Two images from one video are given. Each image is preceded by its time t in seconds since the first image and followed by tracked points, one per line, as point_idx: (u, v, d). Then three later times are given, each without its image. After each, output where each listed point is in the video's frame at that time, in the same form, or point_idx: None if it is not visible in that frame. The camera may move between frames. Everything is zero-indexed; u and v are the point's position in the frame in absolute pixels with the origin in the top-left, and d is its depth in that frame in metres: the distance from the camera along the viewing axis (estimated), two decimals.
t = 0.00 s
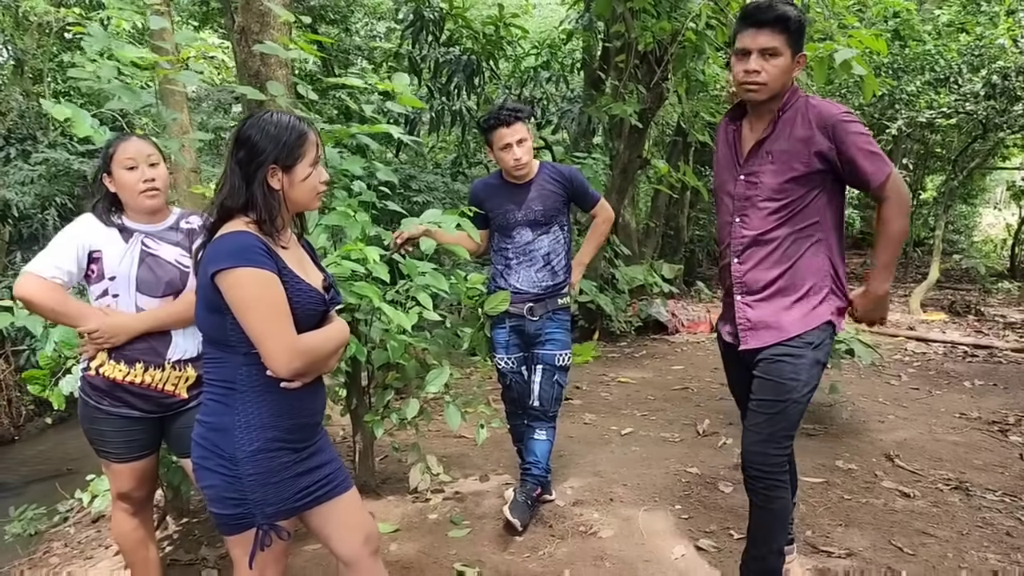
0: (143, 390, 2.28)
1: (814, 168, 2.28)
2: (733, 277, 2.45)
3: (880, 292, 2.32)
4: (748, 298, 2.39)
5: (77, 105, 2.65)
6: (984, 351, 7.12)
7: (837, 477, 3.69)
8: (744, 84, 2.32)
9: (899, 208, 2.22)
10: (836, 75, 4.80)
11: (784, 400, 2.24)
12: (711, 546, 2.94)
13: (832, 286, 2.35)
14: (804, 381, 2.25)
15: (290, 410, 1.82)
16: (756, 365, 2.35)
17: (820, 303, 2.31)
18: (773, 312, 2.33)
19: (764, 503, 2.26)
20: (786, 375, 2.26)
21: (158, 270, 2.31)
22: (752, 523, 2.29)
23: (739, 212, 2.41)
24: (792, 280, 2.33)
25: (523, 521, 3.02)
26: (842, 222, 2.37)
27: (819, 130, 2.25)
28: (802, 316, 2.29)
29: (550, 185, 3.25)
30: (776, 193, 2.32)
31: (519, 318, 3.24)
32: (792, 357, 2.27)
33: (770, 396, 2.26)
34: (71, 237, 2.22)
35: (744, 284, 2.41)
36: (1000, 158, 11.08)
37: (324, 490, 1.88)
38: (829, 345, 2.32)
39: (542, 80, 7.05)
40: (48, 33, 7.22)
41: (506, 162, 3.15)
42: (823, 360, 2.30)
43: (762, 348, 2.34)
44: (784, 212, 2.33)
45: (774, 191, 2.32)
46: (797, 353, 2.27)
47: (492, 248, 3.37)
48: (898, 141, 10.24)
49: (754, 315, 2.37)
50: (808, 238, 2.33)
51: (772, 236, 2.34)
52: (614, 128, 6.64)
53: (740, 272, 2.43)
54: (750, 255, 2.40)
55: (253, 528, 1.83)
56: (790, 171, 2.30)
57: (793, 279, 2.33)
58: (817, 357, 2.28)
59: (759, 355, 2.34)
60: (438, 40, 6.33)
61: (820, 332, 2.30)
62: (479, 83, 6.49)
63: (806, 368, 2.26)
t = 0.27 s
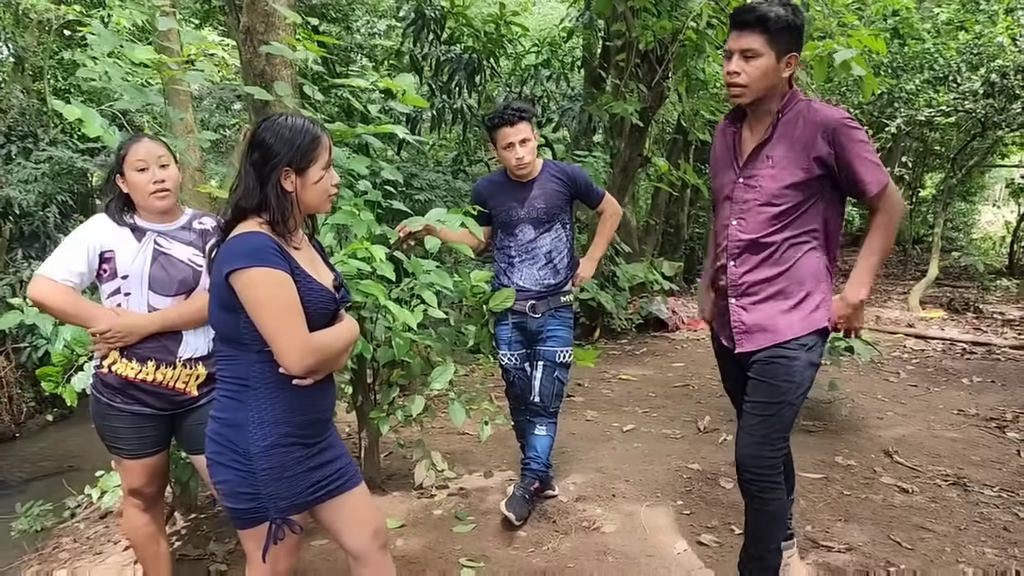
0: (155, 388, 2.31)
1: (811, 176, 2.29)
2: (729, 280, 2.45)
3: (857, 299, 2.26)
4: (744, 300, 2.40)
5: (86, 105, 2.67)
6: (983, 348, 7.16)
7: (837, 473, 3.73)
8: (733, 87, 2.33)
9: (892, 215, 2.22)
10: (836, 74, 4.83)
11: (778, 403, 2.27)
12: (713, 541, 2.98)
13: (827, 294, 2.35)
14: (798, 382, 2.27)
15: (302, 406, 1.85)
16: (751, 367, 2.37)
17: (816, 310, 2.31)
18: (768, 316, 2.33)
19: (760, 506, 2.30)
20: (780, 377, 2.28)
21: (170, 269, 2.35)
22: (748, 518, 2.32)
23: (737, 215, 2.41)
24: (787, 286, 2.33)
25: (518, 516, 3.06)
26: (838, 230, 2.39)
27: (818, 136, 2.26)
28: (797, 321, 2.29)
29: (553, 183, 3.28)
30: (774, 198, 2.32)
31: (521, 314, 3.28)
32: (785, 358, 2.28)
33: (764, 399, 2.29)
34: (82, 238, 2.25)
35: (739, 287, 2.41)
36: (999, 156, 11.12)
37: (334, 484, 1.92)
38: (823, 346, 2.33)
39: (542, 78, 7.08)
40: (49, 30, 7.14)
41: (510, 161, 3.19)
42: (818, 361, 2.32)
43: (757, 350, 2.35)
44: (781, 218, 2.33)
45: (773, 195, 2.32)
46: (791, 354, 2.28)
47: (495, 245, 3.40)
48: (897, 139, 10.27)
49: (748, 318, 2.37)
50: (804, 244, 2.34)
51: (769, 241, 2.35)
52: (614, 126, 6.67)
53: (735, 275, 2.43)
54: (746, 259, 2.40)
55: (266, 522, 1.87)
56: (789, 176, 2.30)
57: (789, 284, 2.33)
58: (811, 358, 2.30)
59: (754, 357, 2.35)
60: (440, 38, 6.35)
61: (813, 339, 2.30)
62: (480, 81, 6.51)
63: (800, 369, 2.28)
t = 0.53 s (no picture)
0: (162, 388, 2.34)
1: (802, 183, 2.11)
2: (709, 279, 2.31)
3: (850, 326, 1.96)
4: (725, 302, 2.25)
5: (93, 108, 2.69)
6: (981, 346, 7.20)
7: (835, 471, 3.76)
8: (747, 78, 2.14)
9: (878, 236, 2.02)
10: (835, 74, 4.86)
11: (762, 410, 2.18)
12: (713, 539, 3.02)
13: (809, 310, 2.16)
14: (782, 382, 2.16)
15: (310, 407, 1.88)
16: (735, 371, 2.26)
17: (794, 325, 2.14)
18: (745, 324, 2.20)
19: (755, 509, 2.24)
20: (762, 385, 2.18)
21: (177, 271, 2.37)
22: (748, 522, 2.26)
23: (723, 213, 2.24)
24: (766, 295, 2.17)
25: (529, 515, 3.09)
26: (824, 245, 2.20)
27: (815, 140, 2.08)
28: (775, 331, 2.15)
29: (557, 186, 3.31)
30: (762, 200, 2.15)
31: (524, 315, 3.31)
32: (764, 364, 2.17)
33: (748, 406, 2.21)
34: (90, 241, 2.28)
35: (719, 290, 2.27)
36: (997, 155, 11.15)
37: (340, 484, 1.94)
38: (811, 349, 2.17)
39: (542, 77, 7.11)
40: (48, 29, 7.08)
41: (515, 163, 3.22)
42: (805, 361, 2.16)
43: (738, 355, 2.23)
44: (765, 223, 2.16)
45: (760, 198, 2.15)
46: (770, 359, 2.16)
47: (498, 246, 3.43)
48: (895, 137, 10.30)
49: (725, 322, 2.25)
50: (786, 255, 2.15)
51: (751, 246, 2.18)
52: (614, 125, 6.70)
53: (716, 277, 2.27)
54: (728, 261, 2.25)
55: (275, 520, 1.90)
56: (779, 179, 2.12)
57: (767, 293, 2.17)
58: (795, 360, 2.15)
59: (736, 361, 2.24)
60: (440, 37, 6.37)
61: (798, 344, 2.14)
62: (480, 80, 6.53)
63: (780, 374, 2.16)
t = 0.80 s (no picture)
0: (164, 386, 2.38)
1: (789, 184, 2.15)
2: (696, 277, 2.34)
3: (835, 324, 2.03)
4: (710, 302, 2.30)
5: (96, 111, 2.73)
6: (974, 345, 7.26)
7: (827, 468, 3.82)
8: (741, 81, 2.19)
9: (869, 235, 2.05)
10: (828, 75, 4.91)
11: (752, 413, 2.22)
12: (705, 535, 3.07)
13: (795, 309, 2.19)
14: (771, 389, 2.21)
15: (311, 405, 1.93)
16: (722, 377, 2.29)
17: (778, 327, 2.19)
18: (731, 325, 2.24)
19: (753, 504, 2.25)
20: (753, 393, 2.22)
21: (180, 272, 2.42)
22: (744, 518, 2.28)
23: (710, 212, 2.27)
24: (752, 295, 2.21)
25: (526, 511, 3.15)
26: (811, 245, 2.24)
27: (804, 142, 2.12)
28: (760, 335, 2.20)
29: (554, 187, 3.37)
30: (749, 199, 2.18)
31: (523, 315, 3.35)
32: (754, 368, 2.21)
33: (739, 411, 2.24)
34: (94, 243, 2.32)
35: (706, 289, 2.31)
36: (992, 154, 11.22)
37: (341, 480, 1.99)
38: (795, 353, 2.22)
39: (540, 77, 7.16)
40: (47, 28, 7.10)
41: (513, 164, 3.26)
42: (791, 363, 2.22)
43: (726, 357, 2.27)
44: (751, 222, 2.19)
45: (747, 197, 2.18)
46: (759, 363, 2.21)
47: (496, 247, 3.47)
48: (891, 137, 10.36)
49: (711, 321, 2.30)
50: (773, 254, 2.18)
51: (738, 244, 2.21)
52: (610, 125, 6.75)
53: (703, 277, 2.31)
54: (714, 260, 2.28)
55: (276, 515, 1.94)
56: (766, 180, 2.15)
57: (752, 294, 2.21)
58: (781, 363, 2.20)
59: (724, 366, 2.28)
60: (438, 38, 6.41)
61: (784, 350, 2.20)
62: (478, 80, 6.57)
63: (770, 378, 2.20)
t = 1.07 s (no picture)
0: (159, 381, 2.44)
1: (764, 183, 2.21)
2: (675, 276, 2.41)
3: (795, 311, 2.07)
4: (689, 300, 2.37)
5: (93, 112, 2.79)
6: (962, 342, 7.35)
7: (812, 462, 3.89)
8: (713, 85, 2.27)
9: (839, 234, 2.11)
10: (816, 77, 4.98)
11: (730, 411, 2.30)
12: (691, 527, 3.14)
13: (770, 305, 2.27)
14: (746, 386, 2.29)
15: (305, 398, 1.99)
16: (700, 375, 2.36)
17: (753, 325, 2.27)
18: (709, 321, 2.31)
19: (732, 498, 2.36)
20: (729, 390, 2.29)
21: (177, 270, 2.47)
22: (724, 512, 2.38)
23: (689, 211, 2.34)
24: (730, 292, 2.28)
25: (516, 505, 3.21)
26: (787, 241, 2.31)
27: (779, 141, 2.18)
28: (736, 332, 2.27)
29: (544, 188, 3.43)
30: (727, 198, 2.25)
31: (513, 313, 3.41)
32: (731, 367, 2.28)
33: (717, 408, 2.32)
34: (92, 242, 2.38)
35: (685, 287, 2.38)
36: (983, 153, 11.31)
37: (334, 471, 2.05)
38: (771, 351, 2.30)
39: (533, 77, 7.23)
40: (42, 28, 7.13)
41: (504, 163, 3.32)
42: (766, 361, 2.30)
43: (703, 354, 2.33)
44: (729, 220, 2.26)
45: (724, 196, 2.25)
46: (736, 362, 2.28)
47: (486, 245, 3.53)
48: (882, 136, 10.44)
49: (689, 318, 2.36)
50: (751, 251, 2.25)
51: (716, 242, 2.28)
52: (603, 125, 6.81)
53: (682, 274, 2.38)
54: (693, 258, 2.35)
55: (272, 505, 2.00)
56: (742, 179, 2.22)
57: (729, 291, 2.28)
58: (757, 361, 2.28)
59: (701, 364, 2.34)
60: (431, 38, 6.47)
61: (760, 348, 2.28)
62: (471, 81, 6.63)
63: (747, 377, 2.28)
